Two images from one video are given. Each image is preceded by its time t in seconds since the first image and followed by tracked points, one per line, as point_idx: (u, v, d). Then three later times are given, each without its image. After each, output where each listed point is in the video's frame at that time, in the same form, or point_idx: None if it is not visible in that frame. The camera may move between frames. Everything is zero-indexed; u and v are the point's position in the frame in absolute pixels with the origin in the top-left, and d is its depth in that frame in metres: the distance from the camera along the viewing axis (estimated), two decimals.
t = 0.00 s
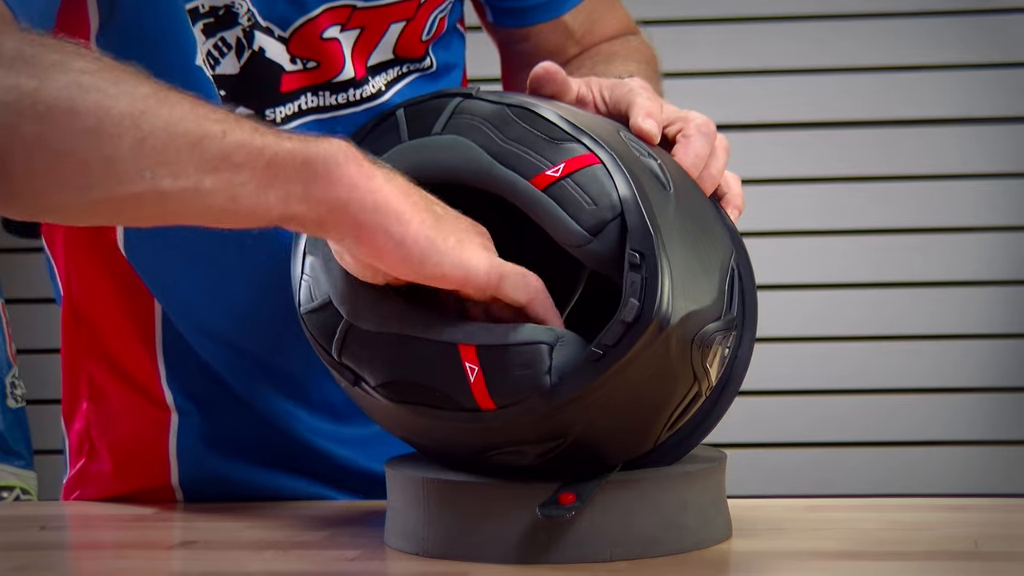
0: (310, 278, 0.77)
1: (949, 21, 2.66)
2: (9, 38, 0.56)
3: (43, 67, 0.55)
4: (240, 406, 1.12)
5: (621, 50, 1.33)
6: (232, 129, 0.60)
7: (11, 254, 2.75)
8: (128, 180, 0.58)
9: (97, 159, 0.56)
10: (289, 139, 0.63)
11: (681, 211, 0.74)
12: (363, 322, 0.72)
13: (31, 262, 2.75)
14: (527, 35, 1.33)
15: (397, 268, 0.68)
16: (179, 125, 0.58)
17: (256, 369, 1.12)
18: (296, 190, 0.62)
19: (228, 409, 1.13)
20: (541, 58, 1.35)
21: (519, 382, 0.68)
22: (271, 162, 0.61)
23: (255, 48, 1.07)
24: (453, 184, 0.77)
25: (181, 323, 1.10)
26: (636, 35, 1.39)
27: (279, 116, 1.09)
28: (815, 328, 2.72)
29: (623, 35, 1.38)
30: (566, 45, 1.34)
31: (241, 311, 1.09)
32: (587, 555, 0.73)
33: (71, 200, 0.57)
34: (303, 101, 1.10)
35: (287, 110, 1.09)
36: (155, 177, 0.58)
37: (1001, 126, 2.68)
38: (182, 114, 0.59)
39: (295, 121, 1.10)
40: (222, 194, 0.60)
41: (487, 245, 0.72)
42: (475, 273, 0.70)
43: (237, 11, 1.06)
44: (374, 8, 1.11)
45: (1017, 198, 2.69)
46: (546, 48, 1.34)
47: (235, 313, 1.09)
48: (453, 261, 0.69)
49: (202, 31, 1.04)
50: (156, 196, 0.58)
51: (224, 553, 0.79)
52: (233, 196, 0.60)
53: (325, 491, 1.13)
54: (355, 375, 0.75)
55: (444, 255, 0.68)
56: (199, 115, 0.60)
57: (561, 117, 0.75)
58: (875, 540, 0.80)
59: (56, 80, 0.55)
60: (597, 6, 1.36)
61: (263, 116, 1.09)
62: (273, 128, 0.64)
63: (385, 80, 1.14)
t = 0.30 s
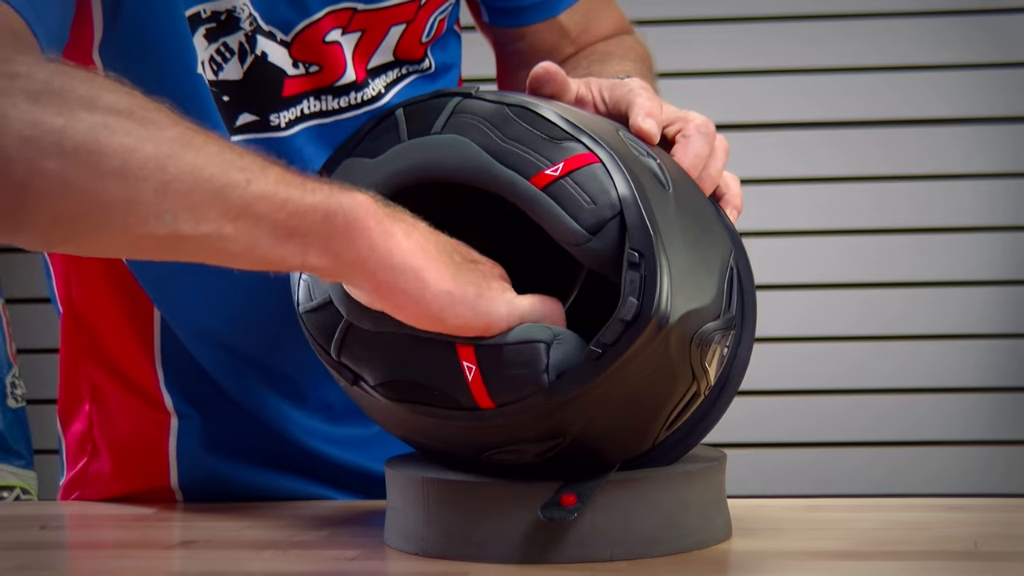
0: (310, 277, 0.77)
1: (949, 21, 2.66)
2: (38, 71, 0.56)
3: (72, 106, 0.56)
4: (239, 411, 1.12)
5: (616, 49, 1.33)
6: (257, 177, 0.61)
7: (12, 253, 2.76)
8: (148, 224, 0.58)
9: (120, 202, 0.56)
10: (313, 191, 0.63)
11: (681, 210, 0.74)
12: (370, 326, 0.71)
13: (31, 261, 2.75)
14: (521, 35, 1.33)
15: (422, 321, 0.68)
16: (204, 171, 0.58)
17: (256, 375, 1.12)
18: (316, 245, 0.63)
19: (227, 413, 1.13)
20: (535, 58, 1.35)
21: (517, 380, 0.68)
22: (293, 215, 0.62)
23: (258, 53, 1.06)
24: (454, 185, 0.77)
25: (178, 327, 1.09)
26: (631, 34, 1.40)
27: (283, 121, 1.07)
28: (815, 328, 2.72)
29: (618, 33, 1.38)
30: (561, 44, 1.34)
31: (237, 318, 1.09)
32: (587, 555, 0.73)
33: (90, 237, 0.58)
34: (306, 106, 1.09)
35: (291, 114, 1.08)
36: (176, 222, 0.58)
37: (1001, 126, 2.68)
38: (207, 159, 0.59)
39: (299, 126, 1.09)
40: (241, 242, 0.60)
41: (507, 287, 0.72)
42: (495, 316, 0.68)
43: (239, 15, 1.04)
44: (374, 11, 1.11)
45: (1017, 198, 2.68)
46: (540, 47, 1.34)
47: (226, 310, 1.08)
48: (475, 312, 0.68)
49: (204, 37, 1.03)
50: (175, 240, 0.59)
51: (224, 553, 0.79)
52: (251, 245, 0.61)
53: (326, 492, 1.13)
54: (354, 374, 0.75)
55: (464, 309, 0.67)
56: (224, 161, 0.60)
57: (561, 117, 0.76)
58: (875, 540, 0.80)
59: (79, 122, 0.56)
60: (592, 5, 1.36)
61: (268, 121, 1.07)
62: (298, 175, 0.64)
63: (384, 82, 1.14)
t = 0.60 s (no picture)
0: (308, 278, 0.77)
1: (950, 21, 2.66)
2: (28, 92, 0.60)
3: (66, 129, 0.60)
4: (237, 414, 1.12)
5: (615, 49, 1.33)
6: (243, 201, 0.65)
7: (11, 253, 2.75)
8: (135, 245, 0.62)
9: (108, 224, 0.60)
10: (299, 216, 0.67)
11: (678, 211, 0.74)
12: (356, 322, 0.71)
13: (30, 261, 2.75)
14: (522, 36, 1.33)
15: (414, 334, 0.68)
16: (189, 196, 0.63)
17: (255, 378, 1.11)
18: (301, 267, 0.66)
19: (226, 416, 1.13)
20: (535, 59, 1.35)
21: (513, 382, 0.68)
22: (277, 238, 0.65)
23: (260, 58, 1.06)
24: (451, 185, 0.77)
25: (177, 332, 1.08)
26: (631, 34, 1.40)
27: (285, 126, 1.08)
28: (815, 328, 2.72)
29: (617, 33, 1.38)
30: (561, 45, 1.34)
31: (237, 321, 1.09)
32: (586, 555, 0.73)
33: (81, 255, 0.61)
34: (307, 110, 1.09)
35: (292, 119, 1.08)
36: (162, 245, 0.62)
37: (1001, 126, 2.68)
38: (193, 185, 0.63)
39: (299, 130, 1.09)
40: (225, 264, 0.64)
41: (501, 284, 0.72)
42: (491, 322, 0.69)
43: (240, 22, 1.04)
44: (375, 14, 1.10)
45: (1017, 198, 2.68)
46: (540, 48, 1.34)
47: (225, 313, 1.08)
48: (468, 318, 0.68)
49: (205, 45, 1.02)
50: (161, 262, 0.63)
51: (223, 553, 0.79)
52: (235, 266, 0.65)
53: (325, 492, 1.13)
54: (351, 375, 0.75)
55: (458, 319, 0.68)
56: (210, 188, 0.64)
57: (558, 119, 0.75)
58: (873, 540, 0.80)
59: (66, 144, 0.59)
60: (591, 5, 1.36)
61: (271, 127, 1.07)
62: (287, 200, 0.68)
63: (386, 85, 1.14)
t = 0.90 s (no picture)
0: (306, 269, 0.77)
1: (950, 21, 2.66)
2: (37, 99, 0.59)
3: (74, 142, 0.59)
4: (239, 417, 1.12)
5: (623, 44, 1.34)
6: (252, 218, 0.63)
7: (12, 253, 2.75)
8: (142, 262, 0.60)
9: (113, 239, 0.59)
10: (311, 231, 0.65)
11: (678, 213, 0.74)
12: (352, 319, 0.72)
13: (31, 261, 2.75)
14: (529, 32, 1.32)
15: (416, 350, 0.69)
16: (198, 215, 0.60)
17: (257, 380, 1.11)
18: (308, 287, 0.65)
19: (228, 418, 1.13)
20: (542, 54, 1.35)
21: (505, 380, 0.68)
22: (287, 258, 0.63)
23: (265, 60, 1.06)
24: (450, 181, 0.78)
25: (178, 334, 1.08)
26: (638, 27, 1.40)
27: (291, 128, 1.08)
28: (815, 328, 2.72)
29: (623, 27, 1.38)
30: (568, 41, 1.34)
31: (239, 326, 1.08)
32: (585, 554, 0.73)
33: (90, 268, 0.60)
34: (312, 112, 1.09)
35: (297, 121, 1.08)
36: (169, 262, 0.61)
37: (1000, 126, 2.68)
38: (202, 203, 0.61)
39: (305, 132, 1.09)
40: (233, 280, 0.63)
41: (507, 299, 0.72)
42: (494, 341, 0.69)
43: (245, 24, 1.04)
44: (380, 15, 1.10)
45: (1017, 198, 2.68)
46: (547, 44, 1.34)
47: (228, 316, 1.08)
48: (471, 343, 0.68)
49: (211, 48, 1.02)
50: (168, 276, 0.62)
51: (223, 553, 0.79)
52: (242, 283, 0.63)
53: (326, 492, 1.13)
54: (348, 367, 0.75)
55: (461, 340, 0.68)
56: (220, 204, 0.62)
57: (561, 117, 0.75)
58: (875, 540, 0.80)
59: (75, 158, 0.58)
60: None
61: (278, 129, 1.07)
62: (298, 209, 0.65)
63: (390, 86, 1.13)
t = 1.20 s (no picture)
0: (306, 272, 0.78)
1: (951, 21, 2.66)
2: (11, 89, 0.60)
3: (52, 127, 0.59)
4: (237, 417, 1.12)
5: (625, 44, 1.34)
6: (236, 178, 0.63)
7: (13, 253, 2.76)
8: (131, 233, 0.61)
9: (102, 215, 0.60)
10: (295, 187, 0.66)
11: (676, 213, 0.74)
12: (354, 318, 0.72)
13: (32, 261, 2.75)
14: (531, 35, 1.33)
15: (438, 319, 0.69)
16: (182, 178, 0.61)
17: (256, 381, 1.12)
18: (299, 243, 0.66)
19: (228, 420, 1.13)
20: (545, 57, 1.35)
21: (504, 379, 0.68)
22: (274, 213, 0.64)
23: (263, 65, 1.06)
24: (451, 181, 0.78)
25: (177, 335, 1.08)
26: (641, 27, 1.40)
27: (283, 130, 1.08)
28: (815, 328, 2.72)
29: (626, 27, 1.38)
30: (571, 43, 1.34)
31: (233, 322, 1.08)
32: (584, 555, 0.72)
33: (79, 249, 0.61)
34: (310, 114, 1.09)
35: (292, 123, 1.08)
36: (157, 232, 0.61)
37: (1001, 126, 2.68)
38: (184, 165, 0.62)
39: (292, 137, 1.09)
40: (224, 242, 0.64)
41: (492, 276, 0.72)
42: (473, 308, 0.69)
43: (244, 28, 1.04)
44: (381, 19, 1.10)
45: (1018, 198, 2.68)
46: (549, 47, 1.34)
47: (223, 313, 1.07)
48: (454, 306, 0.69)
49: (210, 51, 1.02)
50: (159, 246, 0.62)
51: (223, 553, 0.79)
52: (234, 244, 0.64)
53: (328, 492, 1.13)
54: (347, 369, 0.75)
55: (443, 301, 0.68)
56: (201, 166, 0.62)
57: (559, 118, 0.75)
58: (874, 540, 0.80)
59: (54, 139, 0.59)
60: None
61: (270, 132, 1.08)
62: (282, 169, 0.67)
63: (391, 90, 1.13)
